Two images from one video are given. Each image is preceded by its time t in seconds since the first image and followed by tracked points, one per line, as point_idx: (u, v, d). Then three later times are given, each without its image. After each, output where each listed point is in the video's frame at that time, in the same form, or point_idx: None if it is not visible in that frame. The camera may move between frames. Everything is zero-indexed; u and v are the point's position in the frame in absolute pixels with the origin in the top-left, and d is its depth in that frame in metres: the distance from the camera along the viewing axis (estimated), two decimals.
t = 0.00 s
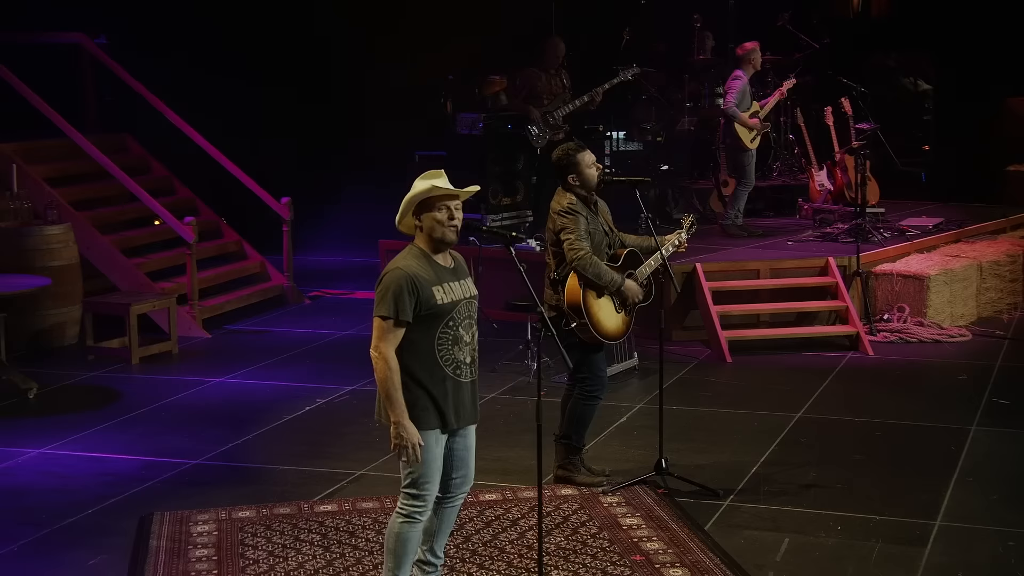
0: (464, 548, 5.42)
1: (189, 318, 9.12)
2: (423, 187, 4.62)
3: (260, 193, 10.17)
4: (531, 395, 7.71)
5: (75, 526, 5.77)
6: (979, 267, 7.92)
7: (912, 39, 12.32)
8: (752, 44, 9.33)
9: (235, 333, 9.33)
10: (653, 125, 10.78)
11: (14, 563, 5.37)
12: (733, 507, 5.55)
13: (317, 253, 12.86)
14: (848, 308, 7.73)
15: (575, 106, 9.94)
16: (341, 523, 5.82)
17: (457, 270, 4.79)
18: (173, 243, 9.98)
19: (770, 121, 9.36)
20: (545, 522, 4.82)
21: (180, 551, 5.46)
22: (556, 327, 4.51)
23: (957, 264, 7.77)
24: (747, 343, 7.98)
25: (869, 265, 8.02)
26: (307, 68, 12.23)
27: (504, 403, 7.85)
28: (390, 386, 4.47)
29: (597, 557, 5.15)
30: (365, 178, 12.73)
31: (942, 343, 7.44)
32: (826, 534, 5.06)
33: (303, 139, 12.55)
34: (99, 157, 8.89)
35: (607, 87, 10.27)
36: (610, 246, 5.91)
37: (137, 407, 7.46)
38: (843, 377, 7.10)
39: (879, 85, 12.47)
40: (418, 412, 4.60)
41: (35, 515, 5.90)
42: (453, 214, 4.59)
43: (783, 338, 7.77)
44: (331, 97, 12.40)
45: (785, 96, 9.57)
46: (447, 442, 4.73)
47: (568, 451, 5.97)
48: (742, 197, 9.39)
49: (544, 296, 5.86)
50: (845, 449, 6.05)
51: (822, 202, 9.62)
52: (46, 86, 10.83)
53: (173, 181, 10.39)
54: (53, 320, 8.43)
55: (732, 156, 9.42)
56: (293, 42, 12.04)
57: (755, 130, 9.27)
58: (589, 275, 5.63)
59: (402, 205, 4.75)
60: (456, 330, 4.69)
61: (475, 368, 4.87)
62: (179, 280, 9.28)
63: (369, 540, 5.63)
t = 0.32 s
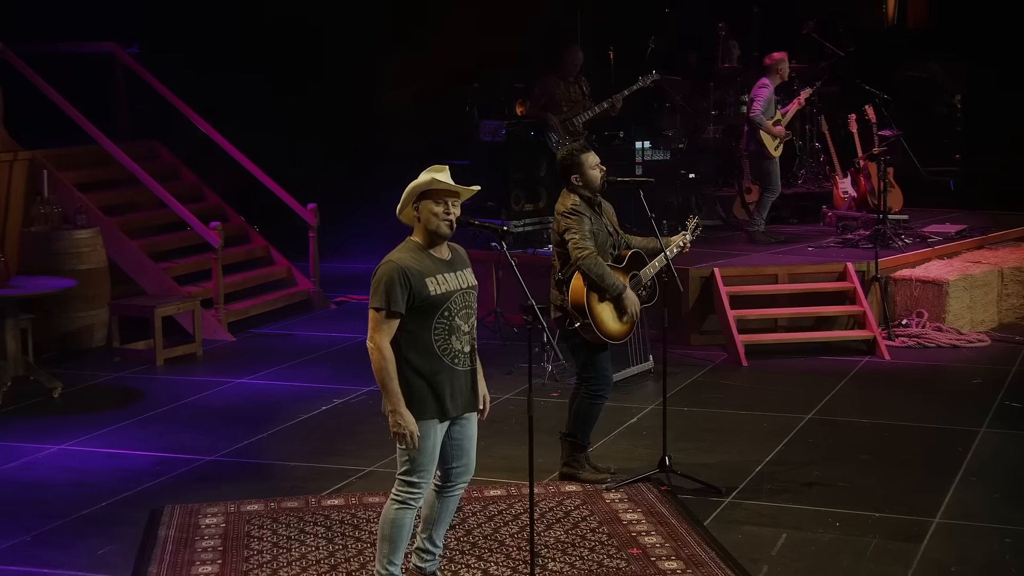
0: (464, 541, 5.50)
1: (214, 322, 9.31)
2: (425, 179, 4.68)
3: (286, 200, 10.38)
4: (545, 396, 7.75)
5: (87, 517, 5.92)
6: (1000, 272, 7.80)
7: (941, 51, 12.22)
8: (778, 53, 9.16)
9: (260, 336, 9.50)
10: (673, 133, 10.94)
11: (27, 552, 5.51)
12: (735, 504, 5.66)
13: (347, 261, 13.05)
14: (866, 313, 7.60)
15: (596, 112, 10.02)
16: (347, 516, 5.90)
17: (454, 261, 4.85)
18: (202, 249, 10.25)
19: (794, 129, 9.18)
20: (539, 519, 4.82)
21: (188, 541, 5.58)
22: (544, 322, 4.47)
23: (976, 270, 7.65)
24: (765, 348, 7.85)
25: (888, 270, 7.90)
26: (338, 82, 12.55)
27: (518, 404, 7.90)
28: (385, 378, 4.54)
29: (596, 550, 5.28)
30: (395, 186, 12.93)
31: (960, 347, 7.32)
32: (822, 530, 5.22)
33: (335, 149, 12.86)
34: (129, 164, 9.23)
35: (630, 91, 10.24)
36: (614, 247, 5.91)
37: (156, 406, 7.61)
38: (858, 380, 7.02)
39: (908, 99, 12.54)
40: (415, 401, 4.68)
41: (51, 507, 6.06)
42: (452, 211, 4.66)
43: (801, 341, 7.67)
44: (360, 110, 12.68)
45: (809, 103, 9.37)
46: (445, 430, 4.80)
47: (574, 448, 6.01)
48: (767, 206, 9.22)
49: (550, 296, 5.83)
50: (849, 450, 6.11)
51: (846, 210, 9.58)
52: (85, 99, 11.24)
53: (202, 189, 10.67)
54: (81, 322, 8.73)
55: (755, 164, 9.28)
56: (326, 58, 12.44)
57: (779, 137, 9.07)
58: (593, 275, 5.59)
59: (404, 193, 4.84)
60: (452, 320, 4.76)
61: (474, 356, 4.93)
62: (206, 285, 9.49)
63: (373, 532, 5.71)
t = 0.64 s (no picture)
0: (468, 529, 5.71)
1: (245, 325, 9.61)
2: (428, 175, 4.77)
3: (317, 207, 10.77)
4: (559, 395, 7.89)
5: (110, 505, 6.19)
6: (1012, 278, 7.80)
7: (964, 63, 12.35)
8: (801, 60, 9.12)
9: (289, 339, 9.79)
10: (693, 142, 11.45)
11: (53, 537, 5.80)
12: (736, 496, 5.80)
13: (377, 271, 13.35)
14: (878, 317, 7.54)
15: (616, 119, 10.18)
16: (358, 506, 6.11)
17: (458, 255, 4.95)
18: (235, 255, 10.60)
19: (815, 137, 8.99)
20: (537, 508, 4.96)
21: (204, 527, 5.83)
22: (538, 316, 4.50)
23: (988, 276, 7.65)
24: (778, 351, 7.84)
25: (900, 275, 7.87)
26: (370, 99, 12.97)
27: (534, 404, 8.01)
28: (394, 365, 4.62)
29: (594, 539, 5.49)
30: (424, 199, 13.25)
31: (971, 351, 7.29)
32: (814, 521, 5.40)
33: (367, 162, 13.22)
34: (164, 171, 9.63)
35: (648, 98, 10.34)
36: (617, 246, 6.09)
37: (183, 403, 7.91)
38: (866, 382, 7.02)
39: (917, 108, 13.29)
40: (423, 389, 4.77)
41: (77, 495, 6.33)
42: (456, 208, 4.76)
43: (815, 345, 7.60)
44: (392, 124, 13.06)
45: (838, 111, 9.13)
46: (450, 417, 4.91)
47: (577, 443, 6.18)
48: (792, 211, 9.20)
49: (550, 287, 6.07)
50: (850, 445, 6.22)
51: (864, 218, 9.54)
52: (127, 115, 11.76)
53: (237, 198, 11.06)
54: (117, 324, 9.10)
55: (775, 171, 9.21)
56: (358, 75, 12.89)
57: (795, 144, 8.97)
58: (580, 264, 5.83)
59: (411, 189, 4.95)
60: (457, 311, 4.85)
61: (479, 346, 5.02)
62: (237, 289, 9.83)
63: (381, 519, 5.93)
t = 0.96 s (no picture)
0: (473, 512, 6.00)
1: (277, 325, 9.99)
2: (435, 176, 5.01)
3: (348, 214, 11.13)
4: (571, 391, 8.14)
5: (138, 489, 6.57)
6: (1015, 283, 7.95)
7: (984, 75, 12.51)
8: (815, 72, 9.13)
9: (318, 339, 10.17)
10: (709, 152, 11.82)
11: (86, 516, 6.21)
12: (730, 484, 6.03)
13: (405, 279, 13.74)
14: (882, 319, 7.62)
15: (634, 128, 10.42)
16: (373, 491, 6.44)
17: (459, 249, 5.19)
18: (266, 260, 11.02)
19: (831, 146, 8.92)
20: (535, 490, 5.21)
21: (224, 510, 6.20)
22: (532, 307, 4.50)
23: (991, 280, 7.79)
24: (786, 351, 7.93)
25: (905, 279, 8.00)
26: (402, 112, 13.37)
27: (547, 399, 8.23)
28: (400, 350, 4.85)
29: (592, 522, 5.77)
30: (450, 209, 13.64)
31: (972, 351, 7.41)
32: (803, 507, 5.63)
33: (397, 173, 13.63)
34: (201, 180, 10.06)
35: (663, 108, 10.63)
36: (615, 247, 6.41)
37: (214, 397, 8.29)
38: (870, 379, 7.15)
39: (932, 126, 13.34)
40: (430, 373, 4.99)
41: (109, 480, 6.73)
42: (459, 208, 5.01)
43: (824, 345, 7.68)
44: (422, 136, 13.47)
45: (856, 120, 9.01)
46: (454, 402, 5.12)
47: (584, 433, 6.44)
48: (809, 219, 9.20)
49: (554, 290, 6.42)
50: (847, 437, 6.40)
51: (874, 225, 9.65)
52: (168, 128, 12.30)
53: (271, 205, 11.48)
54: (155, 324, 9.54)
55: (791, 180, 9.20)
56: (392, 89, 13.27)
57: (810, 154, 8.94)
58: (577, 268, 6.12)
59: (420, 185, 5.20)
60: (459, 301, 5.08)
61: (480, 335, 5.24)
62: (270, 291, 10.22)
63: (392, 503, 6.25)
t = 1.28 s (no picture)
0: (476, 493, 6.34)
1: (305, 323, 10.40)
2: (440, 170, 5.25)
3: (373, 219, 11.56)
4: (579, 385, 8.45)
5: (164, 471, 7.00)
6: (1010, 284, 8.17)
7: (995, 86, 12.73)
8: (823, 82, 9.35)
9: (343, 336, 10.60)
10: (717, 160, 12.35)
11: (115, 495, 6.68)
12: (721, 470, 6.30)
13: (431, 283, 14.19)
14: (881, 319, 7.82)
15: (647, 136, 10.75)
16: (383, 473, 6.82)
17: (460, 244, 5.38)
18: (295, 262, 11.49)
19: (839, 153, 9.11)
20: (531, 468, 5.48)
21: (242, 490, 6.62)
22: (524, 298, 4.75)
23: (985, 281, 8.01)
24: (789, 348, 8.14)
25: (902, 281, 8.20)
26: (429, 124, 13.83)
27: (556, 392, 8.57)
28: (399, 336, 5.04)
29: (587, 503, 6.08)
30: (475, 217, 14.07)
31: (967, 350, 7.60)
32: (789, 490, 5.89)
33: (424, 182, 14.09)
34: (234, 185, 10.57)
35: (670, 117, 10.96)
36: (617, 241, 6.73)
37: (242, 388, 8.74)
38: (865, 374, 7.38)
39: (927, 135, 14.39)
40: (429, 360, 5.19)
41: (138, 463, 7.16)
42: (460, 199, 5.23)
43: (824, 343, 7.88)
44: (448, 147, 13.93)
45: (863, 126, 9.17)
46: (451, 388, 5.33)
47: (584, 420, 6.76)
48: (816, 224, 9.39)
49: (562, 284, 6.65)
50: (837, 426, 6.65)
51: (877, 231, 9.55)
52: (205, 139, 12.88)
53: (301, 210, 11.97)
54: (190, 322, 10.02)
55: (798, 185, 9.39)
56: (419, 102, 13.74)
57: (818, 161, 9.11)
58: (597, 261, 6.39)
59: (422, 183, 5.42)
60: (458, 293, 5.27)
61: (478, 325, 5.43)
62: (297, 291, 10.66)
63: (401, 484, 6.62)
